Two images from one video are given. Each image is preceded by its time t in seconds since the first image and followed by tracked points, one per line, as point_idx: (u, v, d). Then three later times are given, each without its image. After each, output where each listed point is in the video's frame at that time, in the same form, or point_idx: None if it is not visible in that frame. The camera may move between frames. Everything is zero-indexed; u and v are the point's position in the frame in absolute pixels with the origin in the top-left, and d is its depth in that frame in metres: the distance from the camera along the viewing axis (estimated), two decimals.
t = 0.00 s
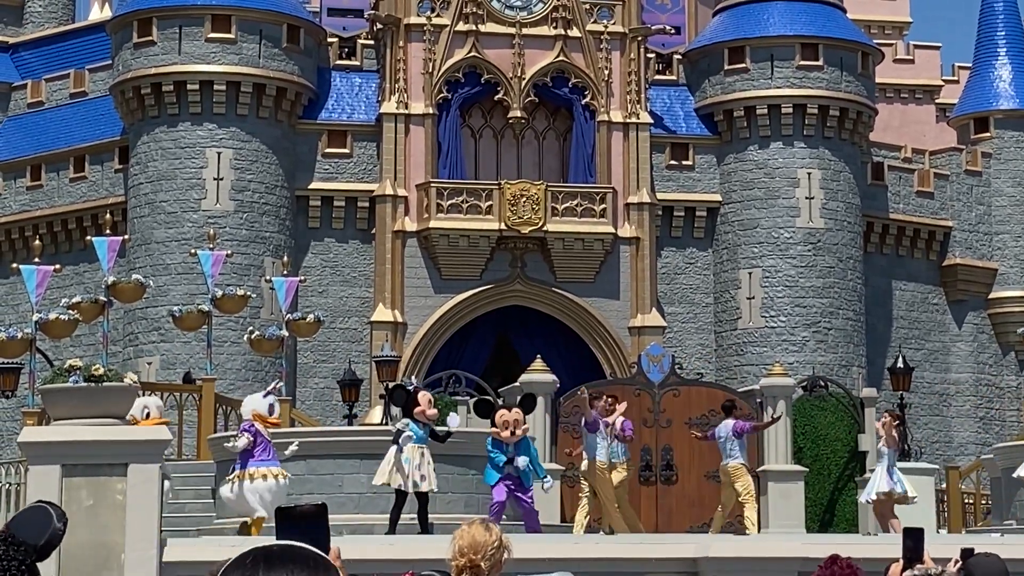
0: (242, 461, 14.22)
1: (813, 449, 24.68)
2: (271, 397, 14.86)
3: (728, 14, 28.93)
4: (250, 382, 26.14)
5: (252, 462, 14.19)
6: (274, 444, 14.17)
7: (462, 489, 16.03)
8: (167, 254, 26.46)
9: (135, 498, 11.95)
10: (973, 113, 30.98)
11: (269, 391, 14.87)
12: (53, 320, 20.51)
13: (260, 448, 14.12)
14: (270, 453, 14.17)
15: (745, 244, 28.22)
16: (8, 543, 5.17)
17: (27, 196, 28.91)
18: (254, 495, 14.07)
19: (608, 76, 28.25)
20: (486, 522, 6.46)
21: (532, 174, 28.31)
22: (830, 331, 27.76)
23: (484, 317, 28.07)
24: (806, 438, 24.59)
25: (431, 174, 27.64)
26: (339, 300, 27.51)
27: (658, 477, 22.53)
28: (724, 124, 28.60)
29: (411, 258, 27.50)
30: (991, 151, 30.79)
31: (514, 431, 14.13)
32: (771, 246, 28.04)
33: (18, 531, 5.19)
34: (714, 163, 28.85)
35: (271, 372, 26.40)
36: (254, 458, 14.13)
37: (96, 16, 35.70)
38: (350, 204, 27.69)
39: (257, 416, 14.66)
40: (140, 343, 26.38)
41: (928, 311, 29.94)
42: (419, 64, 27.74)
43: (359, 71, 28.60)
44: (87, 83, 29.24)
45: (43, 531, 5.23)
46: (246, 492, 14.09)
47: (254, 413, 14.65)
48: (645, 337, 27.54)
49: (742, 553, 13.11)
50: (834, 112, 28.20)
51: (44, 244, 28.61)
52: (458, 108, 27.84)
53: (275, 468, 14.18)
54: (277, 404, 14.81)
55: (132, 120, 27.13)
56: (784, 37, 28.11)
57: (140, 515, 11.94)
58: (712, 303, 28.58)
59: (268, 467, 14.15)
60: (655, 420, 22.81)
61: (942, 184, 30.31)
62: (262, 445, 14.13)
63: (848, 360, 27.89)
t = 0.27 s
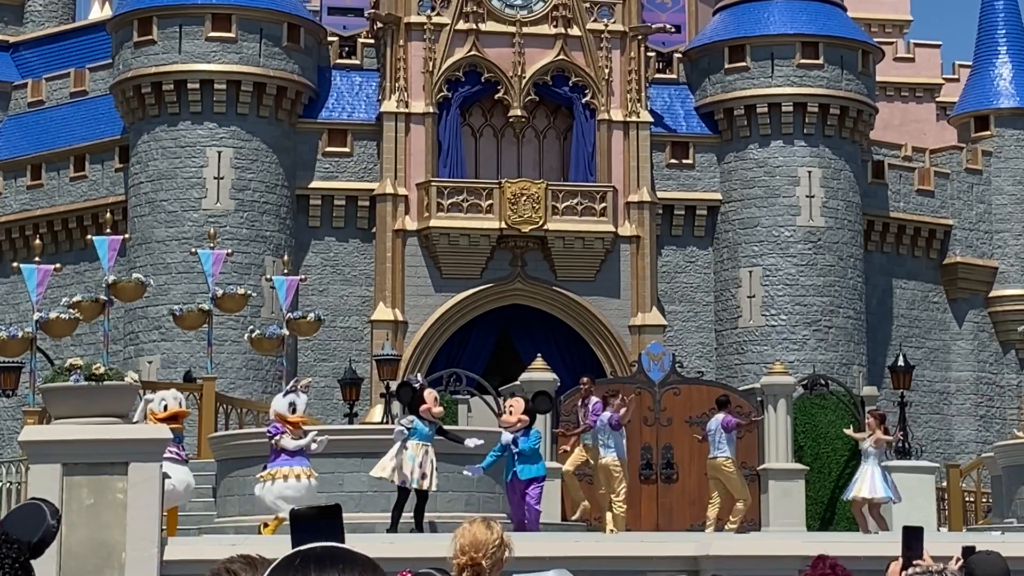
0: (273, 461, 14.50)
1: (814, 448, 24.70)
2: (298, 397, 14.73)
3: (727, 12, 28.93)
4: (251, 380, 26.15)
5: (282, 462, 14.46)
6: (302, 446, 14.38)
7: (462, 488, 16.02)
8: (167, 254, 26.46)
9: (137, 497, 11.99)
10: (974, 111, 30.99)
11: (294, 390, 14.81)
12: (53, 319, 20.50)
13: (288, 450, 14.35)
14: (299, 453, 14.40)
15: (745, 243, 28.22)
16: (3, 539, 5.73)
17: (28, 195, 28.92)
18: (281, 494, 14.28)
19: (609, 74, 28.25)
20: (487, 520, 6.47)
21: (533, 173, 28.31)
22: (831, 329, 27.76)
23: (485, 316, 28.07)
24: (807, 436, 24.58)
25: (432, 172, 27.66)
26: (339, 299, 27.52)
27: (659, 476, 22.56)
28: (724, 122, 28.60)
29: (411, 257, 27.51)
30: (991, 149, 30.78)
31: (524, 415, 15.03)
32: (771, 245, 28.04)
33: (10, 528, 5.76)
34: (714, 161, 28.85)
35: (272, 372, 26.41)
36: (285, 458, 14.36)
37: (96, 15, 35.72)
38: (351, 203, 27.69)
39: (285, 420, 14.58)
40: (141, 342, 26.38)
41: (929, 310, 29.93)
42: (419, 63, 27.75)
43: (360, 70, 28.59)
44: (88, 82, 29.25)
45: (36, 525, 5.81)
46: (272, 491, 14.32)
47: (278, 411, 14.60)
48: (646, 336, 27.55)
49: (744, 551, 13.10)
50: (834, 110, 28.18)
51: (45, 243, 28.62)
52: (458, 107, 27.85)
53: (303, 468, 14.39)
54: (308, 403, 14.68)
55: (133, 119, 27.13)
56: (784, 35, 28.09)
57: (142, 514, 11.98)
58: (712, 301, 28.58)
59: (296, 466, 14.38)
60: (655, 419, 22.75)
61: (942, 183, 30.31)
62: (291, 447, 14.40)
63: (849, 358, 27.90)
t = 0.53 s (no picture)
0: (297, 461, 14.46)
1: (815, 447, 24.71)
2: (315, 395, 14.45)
3: (728, 11, 28.93)
4: (252, 380, 26.16)
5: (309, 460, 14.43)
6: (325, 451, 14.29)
7: (463, 487, 16.01)
8: (169, 253, 26.47)
9: (139, 497, 12.02)
10: (975, 110, 31.00)
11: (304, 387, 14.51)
12: (55, 319, 20.49)
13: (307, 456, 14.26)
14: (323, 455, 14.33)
15: (746, 242, 28.22)
16: (2, 538, 5.90)
17: (29, 195, 28.92)
18: (313, 495, 14.31)
19: (610, 73, 28.25)
20: (489, 519, 6.49)
21: (534, 172, 28.32)
22: (832, 328, 27.77)
23: (486, 315, 28.09)
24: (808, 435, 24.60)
25: (433, 171, 27.67)
26: (340, 298, 27.52)
27: (660, 475, 22.67)
28: (725, 121, 28.60)
29: (412, 256, 27.52)
30: (992, 148, 30.77)
31: (519, 414, 15.06)
32: (773, 243, 28.03)
33: (9, 527, 5.93)
34: (715, 160, 28.85)
35: (273, 371, 26.42)
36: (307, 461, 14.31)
37: (97, 14, 35.71)
38: (352, 202, 27.70)
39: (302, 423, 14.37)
40: (143, 342, 26.38)
41: (930, 308, 29.93)
42: (420, 62, 27.75)
43: (360, 69, 28.58)
44: (88, 81, 29.26)
45: (35, 526, 5.95)
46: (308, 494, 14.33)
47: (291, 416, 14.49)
48: (647, 335, 27.57)
49: (745, 550, 13.09)
50: (835, 109, 28.17)
51: (46, 243, 28.63)
52: (459, 106, 27.87)
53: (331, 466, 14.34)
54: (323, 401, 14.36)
55: (134, 119, 27.13)
56: (785, 34, 28.07)
57: (144, 514, 12.03)
58: (713, 300, 28.59)
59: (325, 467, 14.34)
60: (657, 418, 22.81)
61: (943, 181, 30.30)
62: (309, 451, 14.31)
63: (850, 357, 27.90)
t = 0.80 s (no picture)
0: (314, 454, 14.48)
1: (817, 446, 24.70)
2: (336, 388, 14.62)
3: (729, 10, 28.94)
4: (253, 378, 26.17)
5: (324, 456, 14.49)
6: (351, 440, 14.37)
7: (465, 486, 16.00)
8: (170, 252, 26.48)
9: (141, 495, 11.99)
10: (976, 108, 31.01)
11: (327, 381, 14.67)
12: (56, 319, 20.48)
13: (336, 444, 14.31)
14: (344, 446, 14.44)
15: (747, 241, 28.22)
16: None
17: (30, 194, 28.92)
18: (329, 487, 14.32)
19: (611, 72, 28.26)
20: (491, 518, 6.49)
21: (535, 170, 28.33)
22: (833, 326, 27.77)
23: (487, 314, 28.11)
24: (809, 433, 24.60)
25: (434, 170, 27.66)
26: (341, 297, 27.53)
27: (661, 473, 22.61)
28: (727, 120, 28.61)
29: (413, 255, 27.53)
30: (993, 146, 30.78)
31: (529, 409, 15.21)
32: (774, 242, 28.02)
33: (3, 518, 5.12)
34: (716, 159, 28.84)
35: (274, 369, 26.42)
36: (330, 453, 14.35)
37: (98, 13, 35.69)
38: (353, 201, 27.72)
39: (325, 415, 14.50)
40: (144, 341, 26.39)
41: (932, 307, 29.92)
42: (421, 61, 27.75)
43: (362, 68, 28.57)
44: (89, 80, 29.27)
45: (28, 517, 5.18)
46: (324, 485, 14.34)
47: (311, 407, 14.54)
48: (648, 334, 27.57)
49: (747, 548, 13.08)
50: (836, 108, 28.17)
51: (48, 242, 28.63)
52: (460, 104, 27.89)
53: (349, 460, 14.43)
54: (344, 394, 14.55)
55: (135, 117, 27.14)
56: (786, 33, 28.07)
57: (145, 513, 12.00)
58: (715, 299, 28.59)
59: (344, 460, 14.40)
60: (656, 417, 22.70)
61: (945, 180, 30.30)
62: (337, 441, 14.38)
63: (852, 355, 27.91)
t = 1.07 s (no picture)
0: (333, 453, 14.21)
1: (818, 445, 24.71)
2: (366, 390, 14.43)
3: (731, 9, 28.94)
4: (254, 377, 26.17)
5: (345, 458, 14.23)
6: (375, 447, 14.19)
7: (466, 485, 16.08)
8: (172, 251, 26.48)
9: (143, 494, 11.98)
10: (977, 107, 31.00)
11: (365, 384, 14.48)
12: (58, 317, 20.48)
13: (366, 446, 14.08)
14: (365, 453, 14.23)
15: (749, 240, 28.22)
16: None
17: (32, 193, 28.92)
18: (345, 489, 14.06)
19: (612, 71, 28.25)
20: (493, 517, 6.49)
21: (537, 169, 28.31)
22: (834, 325, 27.76)
23: (489, 313, 28.12)
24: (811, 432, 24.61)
25: (435, 169, 27.65)
26: (343, 296, 27.54)
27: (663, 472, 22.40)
28: (728, 119, 28.60)
29: (415, 254, 27.51)
30: (994, 145, 30.78)
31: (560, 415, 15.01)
32: (775, 241, 28.01)
33: None
34: (717, 158, 28.83)
35: (276, 368, 26.42)
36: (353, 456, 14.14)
37: (99, 12, 35.69)
38: (354, 200, 27.73)
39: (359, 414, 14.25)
40: (145, 340, 26.40)
41: (933, 305, 29.91)
42: (422, 60, 27.76)
43: (363, 67, 28.57)
44: (91, 79, 29.28)
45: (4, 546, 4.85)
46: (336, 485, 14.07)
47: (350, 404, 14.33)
48: (649, 333, 27.57)
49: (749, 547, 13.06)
50: (837, 106, 28.16)
51: (49, 241, 28.63)
52: (462, 103, 27.87)
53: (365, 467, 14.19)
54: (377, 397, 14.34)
55: (137, 117, 27.14)
56: (788, 31, 28.07)
57: (146, 511, 11.98)
58: (716, 298, 28.58)
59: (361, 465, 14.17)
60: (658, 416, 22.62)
61: (946, 179, 30.29)
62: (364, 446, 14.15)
63: (853, 354, 27.90)
